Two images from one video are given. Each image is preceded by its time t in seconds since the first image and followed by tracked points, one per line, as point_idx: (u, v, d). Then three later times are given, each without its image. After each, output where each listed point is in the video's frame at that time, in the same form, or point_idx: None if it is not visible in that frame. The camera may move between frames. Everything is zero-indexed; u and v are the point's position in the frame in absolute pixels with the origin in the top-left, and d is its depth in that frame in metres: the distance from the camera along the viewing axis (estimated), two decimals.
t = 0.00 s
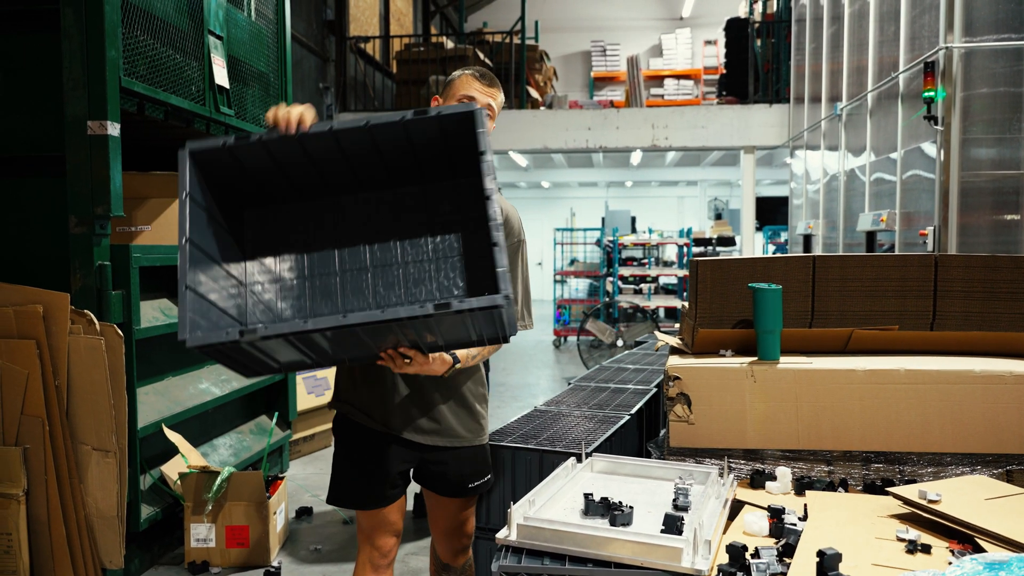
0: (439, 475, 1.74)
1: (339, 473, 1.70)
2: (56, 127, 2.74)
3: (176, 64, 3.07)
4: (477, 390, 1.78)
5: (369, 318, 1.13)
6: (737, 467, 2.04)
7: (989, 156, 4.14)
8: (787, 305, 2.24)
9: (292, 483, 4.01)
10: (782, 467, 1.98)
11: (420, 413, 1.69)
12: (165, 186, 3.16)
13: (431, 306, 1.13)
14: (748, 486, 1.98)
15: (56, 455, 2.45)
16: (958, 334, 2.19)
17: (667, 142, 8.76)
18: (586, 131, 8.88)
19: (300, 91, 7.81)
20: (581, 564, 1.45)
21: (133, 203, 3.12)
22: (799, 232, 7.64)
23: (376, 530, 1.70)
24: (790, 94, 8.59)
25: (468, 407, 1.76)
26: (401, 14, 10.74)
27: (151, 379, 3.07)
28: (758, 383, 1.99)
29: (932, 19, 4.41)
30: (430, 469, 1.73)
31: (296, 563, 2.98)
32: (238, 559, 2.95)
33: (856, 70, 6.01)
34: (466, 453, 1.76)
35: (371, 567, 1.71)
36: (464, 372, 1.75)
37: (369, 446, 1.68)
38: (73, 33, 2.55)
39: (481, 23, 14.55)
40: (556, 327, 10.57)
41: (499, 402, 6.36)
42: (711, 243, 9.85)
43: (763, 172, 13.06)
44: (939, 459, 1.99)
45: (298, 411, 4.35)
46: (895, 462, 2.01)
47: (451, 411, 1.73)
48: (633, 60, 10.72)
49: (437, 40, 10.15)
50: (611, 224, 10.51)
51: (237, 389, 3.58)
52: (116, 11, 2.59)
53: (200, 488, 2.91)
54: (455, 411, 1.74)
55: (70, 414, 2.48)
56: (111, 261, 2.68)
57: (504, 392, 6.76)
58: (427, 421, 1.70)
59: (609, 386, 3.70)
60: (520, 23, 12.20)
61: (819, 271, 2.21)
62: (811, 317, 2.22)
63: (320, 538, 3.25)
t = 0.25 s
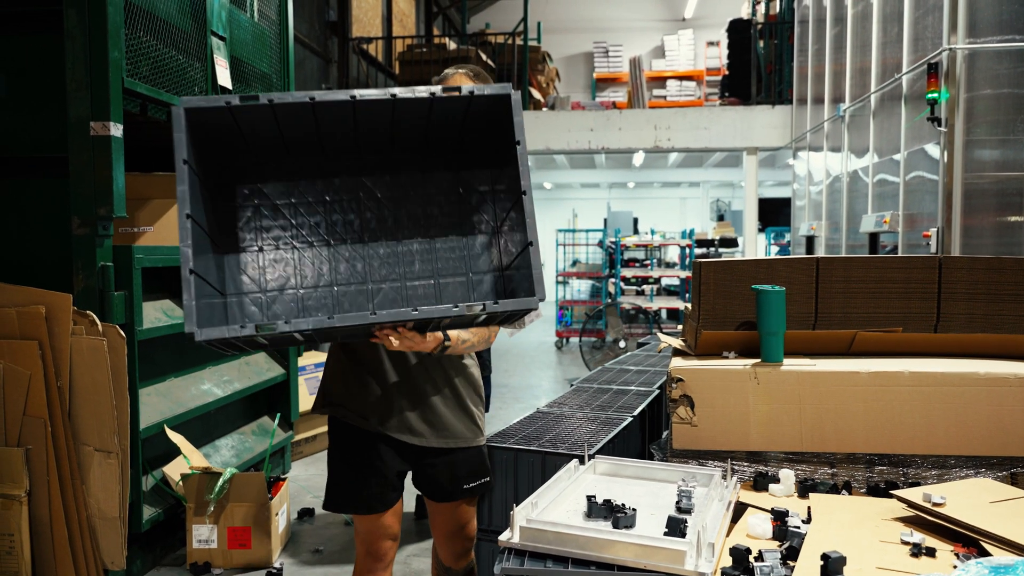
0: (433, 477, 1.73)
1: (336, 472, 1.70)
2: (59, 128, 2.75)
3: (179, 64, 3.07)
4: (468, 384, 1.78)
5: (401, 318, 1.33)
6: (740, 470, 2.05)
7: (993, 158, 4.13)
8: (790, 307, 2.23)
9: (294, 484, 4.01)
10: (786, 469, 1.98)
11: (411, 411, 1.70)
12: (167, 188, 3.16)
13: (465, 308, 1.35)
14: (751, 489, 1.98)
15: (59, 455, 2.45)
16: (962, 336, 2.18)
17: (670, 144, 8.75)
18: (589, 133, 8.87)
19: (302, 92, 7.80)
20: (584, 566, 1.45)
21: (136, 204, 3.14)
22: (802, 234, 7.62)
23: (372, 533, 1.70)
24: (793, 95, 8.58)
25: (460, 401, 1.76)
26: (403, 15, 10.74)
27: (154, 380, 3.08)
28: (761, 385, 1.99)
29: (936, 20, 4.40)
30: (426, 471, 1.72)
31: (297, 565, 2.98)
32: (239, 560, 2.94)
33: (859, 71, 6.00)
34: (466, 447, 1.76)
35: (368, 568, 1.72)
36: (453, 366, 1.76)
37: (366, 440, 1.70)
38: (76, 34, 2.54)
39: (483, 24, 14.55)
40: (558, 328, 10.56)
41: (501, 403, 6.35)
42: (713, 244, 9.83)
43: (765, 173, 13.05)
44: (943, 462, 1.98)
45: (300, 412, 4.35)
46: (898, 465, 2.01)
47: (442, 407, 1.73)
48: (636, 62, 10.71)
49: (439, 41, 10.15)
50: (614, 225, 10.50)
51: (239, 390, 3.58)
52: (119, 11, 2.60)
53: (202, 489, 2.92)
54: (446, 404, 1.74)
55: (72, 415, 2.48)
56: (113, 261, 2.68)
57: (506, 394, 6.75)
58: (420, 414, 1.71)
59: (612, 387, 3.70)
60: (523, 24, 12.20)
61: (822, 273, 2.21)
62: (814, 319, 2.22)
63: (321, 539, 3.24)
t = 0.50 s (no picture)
0: (433, 474, 1.73)
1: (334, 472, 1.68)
2: (60, 129, 2.75)
3: (180, 65, 3.07)
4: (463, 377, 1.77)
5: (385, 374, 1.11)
6: (742, 471, 2.05)
7: (994, 158, 4.13)
8: (792, 307, 2.23)
9: (295, 484, 4.01)
10: (788, 470, 1.98)
11: (406, 408, 1.69)
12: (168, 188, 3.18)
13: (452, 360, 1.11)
14: (754, 490, 1.98)
15: (60, 456, 2.46)
16: (964, 336, 2.18)
17: (671, 144, 8.75)
18: (590, 133, 8.87)
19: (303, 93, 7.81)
20: (586, 568, 1.45)
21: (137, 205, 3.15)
22: (803, 234, 7.62)
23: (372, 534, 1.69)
24: (794, 95, 8.58)
25: (456, 396, 1.75)
26: (404, 15, 10.74)
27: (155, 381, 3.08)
28: (763, 386, 1.98)
29: (937, 21, 4.40)
30: (426, 467, 1.73)
31: (299, 566, 2.97)
32: (241, 561, 2.94)
33: (860, 72, 6.00)
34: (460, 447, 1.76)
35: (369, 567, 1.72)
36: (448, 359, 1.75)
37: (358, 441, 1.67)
38: (78, 35, 2.55)
39: (484, 25, 14.55)
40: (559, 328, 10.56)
41: (502, 404, 6.35)
42: (714, 245, 9.83)
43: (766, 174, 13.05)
44: (946, 462, 1.98)
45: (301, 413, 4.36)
46: (901, 465, 2.00)
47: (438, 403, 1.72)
48: (637, 62, 10.72)
49: (440, 42, 10.16)
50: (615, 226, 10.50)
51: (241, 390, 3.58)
52: (120, 12, 2.59)
53: (204, 489, 2.91)
54: (440, 396, 1.73)
55: (74, 416, 2.47)
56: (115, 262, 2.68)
57: (507, 395, 6.75)
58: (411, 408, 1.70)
59: (613, 388, 3.70)
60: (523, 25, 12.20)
61: (825, 273, 2.21)
62: (816, 320, 2.22)
63: (323, 540, 3.24)
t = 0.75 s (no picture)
0: (441, 475, 1.73)
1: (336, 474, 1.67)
2: (63, 130, 2.76)
3: (183, 66, 3.08)
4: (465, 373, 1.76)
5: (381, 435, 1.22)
6: (745, 470, 2.05)
7: (997, 158, 4.12)
8: (794, 307, 2.23)
9: (298, 485, 4.02)
10: (791, 470, 1.98)
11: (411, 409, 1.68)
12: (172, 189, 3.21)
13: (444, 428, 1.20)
14: (757, 489, 1.98)
15: (63, 457, 2.46)
16: (966, 336, 2.19)
17: (673, 144, 8.75)
18: (592, 133, 8.86)
19: (306, 93, 7.82)
20: (590, 567, 1.45)
21: (140, 205, 3.17)
22: (805, 234, 7.62)
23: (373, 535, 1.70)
24: (796, 95, 8.58)
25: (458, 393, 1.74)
26: (406, 16, 10.75)
27: (158, 381, 3.08)
28: (767, 385, 1.99)
29: (939, 20, 4.40)
30: (431, 470, 1.72)
31: (302, 566, 2.98)
32: (244, 561, 2.95)
33: (863, 71, 6.00)
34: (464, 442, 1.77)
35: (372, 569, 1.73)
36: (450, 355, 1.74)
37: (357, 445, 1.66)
38: (81, 36, 2.55)
39: (486, 25, 14.55)
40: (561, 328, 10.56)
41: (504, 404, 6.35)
42: (716, 245, 9.83)
43: (768, 173, 13.04)
44: (949, 462, 1.98)
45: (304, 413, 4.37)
46: (905, 465, 2.00)
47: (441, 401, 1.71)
48: (638, 62, 10.72)
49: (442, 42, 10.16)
50: (617, 226, 10.50)
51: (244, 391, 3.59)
52: (123, 13, 2.60)
53: (207, 490, 2.91)
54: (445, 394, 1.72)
55: (77, 417, 2.48)
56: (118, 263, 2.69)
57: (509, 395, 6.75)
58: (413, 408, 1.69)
59: (616, 388, 3.71)
60: (525, 26, 12.21)
61: (828, 273, 2.21)
62: (819, 319, 2.22)
63: (326, 540, 3.24)
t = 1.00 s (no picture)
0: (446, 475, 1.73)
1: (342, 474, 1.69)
2: (67, 131, 2.76)
3: (187, 67, 3.08)
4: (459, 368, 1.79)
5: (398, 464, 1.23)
6: (749, 471, 2.04)
7: (1001, 158, 4.11)
8: (798, 307, 2.23)
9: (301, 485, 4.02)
10: (795, 470, 1.98)
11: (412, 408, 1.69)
12: (176, 189, 3.23)
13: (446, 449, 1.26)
14: (760, 490, 1.98)
15: (68, 457, 2.48)
16: (971, 336, 2.18)
17: (675, 145, 8.75)
18: (594, 134, 8.86)
19: (309, 94, 7.84)
20: (593, 568, 1.45)
21: (145, 206, 3.18)
22: (808, 234, 7.61)
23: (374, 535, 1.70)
24: (799, 95, 8.57)
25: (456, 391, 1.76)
26: (409, 17, 10.77)
27: (161, 382, 3.09)
28: (770, 386, 1.99)
29: (942, 20, 4.40)
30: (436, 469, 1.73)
31: (305, 566, 2.98)
32: (247, 561, 2.95)
33: (866, 72, 5.99)
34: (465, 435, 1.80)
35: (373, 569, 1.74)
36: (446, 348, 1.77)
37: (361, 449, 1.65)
38: (85, 37, 2.56)
39: (489, 26, 14.57)
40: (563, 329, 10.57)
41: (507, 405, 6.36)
42: (719, 245, 9.82)
43: (772, 174, 13.04)
44: (953, 462, 1.98)
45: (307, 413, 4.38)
46: (909, 465, 1.99)
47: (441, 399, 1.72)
48: (641, 63, 10.72)
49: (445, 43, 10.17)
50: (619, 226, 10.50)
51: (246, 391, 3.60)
52: (127, 15, 2.61)
53: (211, 490, 2.93)
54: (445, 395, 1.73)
55: (81, 417, 2.49)
56: (122, 263, 2.69)
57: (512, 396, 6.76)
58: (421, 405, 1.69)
59: (619, 388, 3.71)
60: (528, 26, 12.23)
61: (831, 274, 2.21)
62: (822, 319, 2.22)
63: (329, 541, 3.25)
